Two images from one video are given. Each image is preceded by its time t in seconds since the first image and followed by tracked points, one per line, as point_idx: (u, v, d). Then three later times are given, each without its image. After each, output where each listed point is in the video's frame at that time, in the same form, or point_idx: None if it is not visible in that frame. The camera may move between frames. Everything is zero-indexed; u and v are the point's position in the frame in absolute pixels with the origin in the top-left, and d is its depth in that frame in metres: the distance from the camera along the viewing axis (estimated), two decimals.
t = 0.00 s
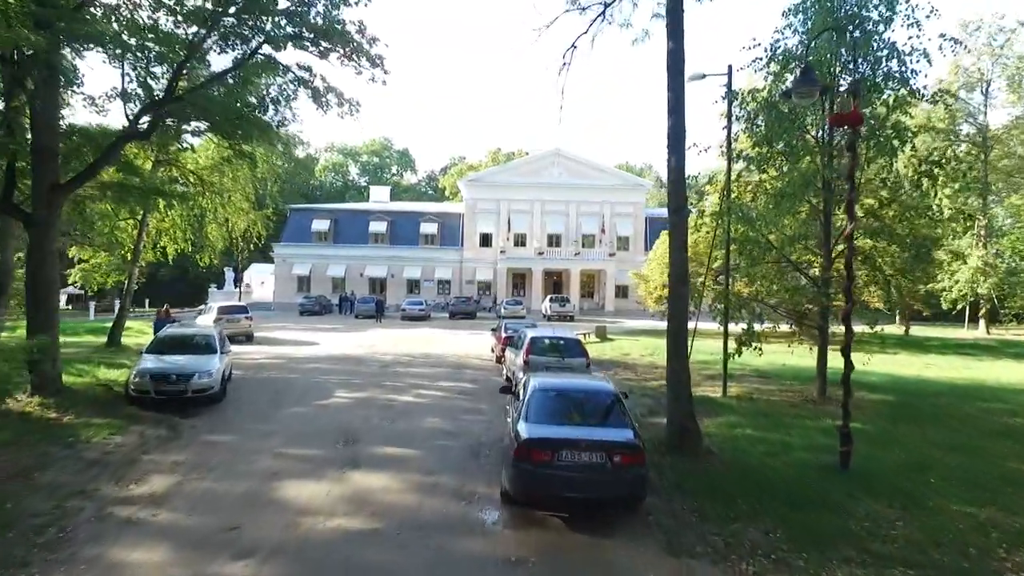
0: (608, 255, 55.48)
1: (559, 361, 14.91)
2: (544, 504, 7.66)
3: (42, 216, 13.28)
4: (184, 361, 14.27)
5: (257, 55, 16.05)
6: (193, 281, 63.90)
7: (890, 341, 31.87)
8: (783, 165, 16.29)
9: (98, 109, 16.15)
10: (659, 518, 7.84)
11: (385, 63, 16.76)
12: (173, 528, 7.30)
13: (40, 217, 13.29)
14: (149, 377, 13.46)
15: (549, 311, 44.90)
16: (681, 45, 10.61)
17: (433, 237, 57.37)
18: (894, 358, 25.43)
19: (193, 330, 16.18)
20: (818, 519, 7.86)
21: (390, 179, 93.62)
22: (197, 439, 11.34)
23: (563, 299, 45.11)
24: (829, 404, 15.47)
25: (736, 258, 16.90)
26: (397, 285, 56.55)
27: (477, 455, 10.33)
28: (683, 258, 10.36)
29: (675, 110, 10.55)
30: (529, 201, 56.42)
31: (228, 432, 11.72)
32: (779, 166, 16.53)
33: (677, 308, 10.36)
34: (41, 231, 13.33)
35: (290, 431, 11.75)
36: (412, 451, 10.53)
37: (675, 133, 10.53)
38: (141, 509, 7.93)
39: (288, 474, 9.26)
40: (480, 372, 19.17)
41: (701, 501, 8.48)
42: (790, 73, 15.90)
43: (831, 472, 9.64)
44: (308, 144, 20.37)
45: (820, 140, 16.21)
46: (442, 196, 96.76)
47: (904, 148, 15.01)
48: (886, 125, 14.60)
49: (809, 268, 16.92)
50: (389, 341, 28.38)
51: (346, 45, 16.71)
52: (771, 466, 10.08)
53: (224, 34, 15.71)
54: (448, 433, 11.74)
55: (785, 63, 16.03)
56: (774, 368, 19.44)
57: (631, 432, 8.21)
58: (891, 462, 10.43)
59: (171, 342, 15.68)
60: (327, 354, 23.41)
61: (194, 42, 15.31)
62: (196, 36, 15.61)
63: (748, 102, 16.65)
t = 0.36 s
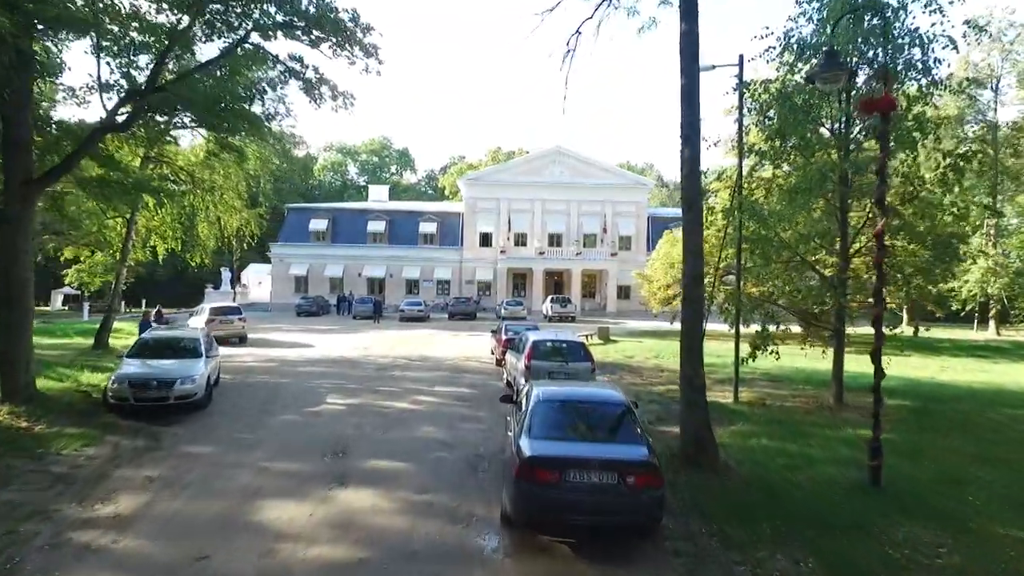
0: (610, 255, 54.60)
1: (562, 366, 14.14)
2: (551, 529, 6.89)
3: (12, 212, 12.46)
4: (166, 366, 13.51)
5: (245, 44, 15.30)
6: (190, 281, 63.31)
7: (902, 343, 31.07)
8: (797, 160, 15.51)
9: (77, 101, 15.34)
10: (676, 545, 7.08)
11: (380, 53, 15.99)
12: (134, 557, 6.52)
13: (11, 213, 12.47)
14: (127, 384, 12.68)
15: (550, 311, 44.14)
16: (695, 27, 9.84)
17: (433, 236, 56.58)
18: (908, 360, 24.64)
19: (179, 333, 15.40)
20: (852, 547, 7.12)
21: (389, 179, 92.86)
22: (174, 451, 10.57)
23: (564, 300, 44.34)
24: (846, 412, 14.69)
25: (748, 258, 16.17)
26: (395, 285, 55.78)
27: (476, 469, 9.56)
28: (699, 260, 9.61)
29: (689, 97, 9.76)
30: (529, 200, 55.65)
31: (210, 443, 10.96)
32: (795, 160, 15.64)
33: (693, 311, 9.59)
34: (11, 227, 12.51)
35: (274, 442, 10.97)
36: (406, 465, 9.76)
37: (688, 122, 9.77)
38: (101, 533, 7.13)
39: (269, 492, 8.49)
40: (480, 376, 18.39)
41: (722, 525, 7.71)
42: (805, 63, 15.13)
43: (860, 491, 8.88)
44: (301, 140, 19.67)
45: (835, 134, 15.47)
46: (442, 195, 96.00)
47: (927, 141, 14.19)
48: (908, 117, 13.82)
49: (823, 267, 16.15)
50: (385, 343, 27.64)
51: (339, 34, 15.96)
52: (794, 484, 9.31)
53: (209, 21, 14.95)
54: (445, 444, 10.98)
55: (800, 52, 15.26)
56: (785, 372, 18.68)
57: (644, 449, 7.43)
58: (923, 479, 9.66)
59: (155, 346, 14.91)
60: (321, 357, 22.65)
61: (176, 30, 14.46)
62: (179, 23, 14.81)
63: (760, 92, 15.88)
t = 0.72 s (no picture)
0: (612, 255, 53.77)
1: (566, 371, 13.38)
2: (557, 561, 6.15)
3: None
4: (148, 371, 12.78)
5: (232, 32, 14.56)
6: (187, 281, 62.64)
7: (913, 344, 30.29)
8: (812, 154, 14.78)
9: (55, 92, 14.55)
10: None
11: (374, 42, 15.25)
12: None
13: None
14: (103, 391, 11.94)
15: (551, 312, 43.40)
16: (710, 5, 9.07)
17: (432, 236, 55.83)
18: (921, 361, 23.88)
19: (163, 336, 14.67)
20: None
21: (388, 178, 92.08)
22: (149, 464, 9.83)
23: (565, 301, 43.61)
24: (865, 419, 13.93)
25: (761, 257, 15.43)
26: (394, 285, 55.06)
27: (474, 485, 8.80)
28: (717, 259, 8.86)
29: (705, 82, 9.01)
30: (529, 199, 54.90)
31: (188, 455, 10.21)
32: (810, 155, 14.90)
33: (711, 314, 8.82)
34: None
35: (258, 455, 10.23)
36: (398, 481, 9.00)
37: (704, 109, 9.01)
38: (53, 562, 6.39)
39: (247, 513, 7.73)
40: (479, 380, 17.65)
41: (746, 552, 6.97)
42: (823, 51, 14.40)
43: (893, 511, 8.15)
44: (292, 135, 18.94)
45: (852, 126, 14.69)
46: (442, 195, 95.30)
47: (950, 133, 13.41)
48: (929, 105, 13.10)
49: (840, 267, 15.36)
50: (382, 345, 26.90)
51: (330, 22, 15.21)
52: (820, 502, 8.57)
53: (192, 7, 14.18)
54: (441, 455, 10.23)
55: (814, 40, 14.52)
56: (797, 376, 17.94)
57: (659, 469, 6.70)
58: (959, 497, 8.92)
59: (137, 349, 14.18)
60: (316, 359, 21.92)
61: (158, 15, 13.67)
62: (163, 9, 14.07)
63: (773, 83, 15.17)
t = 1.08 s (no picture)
0: (613, 255, 52.76)
1: (569, 377, 12.63)
2: None
3: None
4: (126, 378, 12.04)
5: (217, 19, 13.92)
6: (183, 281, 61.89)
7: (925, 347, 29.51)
8: (826, 149, 14.08)
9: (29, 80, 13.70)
10: None
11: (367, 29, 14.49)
12: None
13: None
14: (76, 399, 11.18)
15: (551, 313, 42.67)
16: None
17: (431, 236, 55.06)
18: (935, 364, 23.15)
19: (145, 339, 13.92)
20: None
21: (387, 178, 91.35)
22: (119, 480, 9.07)
23: (566, 302, 42.86)
24: (884, 427, 13.17)
25: (774, 257, 14.69)
26: (392, 286, 54.34)
27: (471, 506, 8.04)
28: (737, 259, 8.11)
29: (722, 63, 8.23)
30: (530, 199, 54.14)
31: (162, 470, 9.45)
32: (824, 149, 14.16)
33: (729, 319, 8.08)
34: None
35: (238, 470, 9.48)
36: (389, 500, 8.25)
37: (722, 94, 8.23)
38: None
39: (218, 540, 6.96)
40: (478, 385, 16.92)
41: None
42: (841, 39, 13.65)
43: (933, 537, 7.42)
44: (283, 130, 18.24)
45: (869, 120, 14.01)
46: (442, 194, 94.56)
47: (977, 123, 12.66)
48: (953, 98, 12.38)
49: (856, 268, 14.60)
50: (379, 347, 26.16)
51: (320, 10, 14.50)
52: (851, 524, 7.83)
53: None
54: (435, 470, 9.50)
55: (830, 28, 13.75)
56: (809, 381, 17.21)
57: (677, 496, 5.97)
58: (1001, 519, 8.17)
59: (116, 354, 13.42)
60: (309, 363, 21.19)
61: None
62: None
63: (786, 73, 14.43)
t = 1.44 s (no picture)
0: (614, 255, 51.90)
1: (572, 385, 11.89)
2: None
3: None
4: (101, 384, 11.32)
5: (201, 7, 13.13)
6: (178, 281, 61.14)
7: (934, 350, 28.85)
8: (844, 143, 13.34)
9: None
10: None
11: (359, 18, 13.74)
12: None
13: None
14: (44, 408, 10.46)
15: (551, 314, 42.00)
16: None
17: (429, 236, 54.33)
18: (948, 367, 22.43)
19: (125, 343, 13.19)
20: None
21: (386, 178, 90.68)
22: (83, 499, 8.33)
23: (567, 303, 42.17)
24: (905, 437, 12.44)
25: (787, 257, 13.97)
26: (390, 286, 53.62)
27: (467, 531, 7.31)
28: (759, 259, 7.36)
29: (742, 42, 7.46)
30: (529, 199, 53.41)
31: (132, 487, 8.71)
32: (841, 143, 13.42)
33: (752, 326, 7.34)
34: None
35: (215, 487, 8.74)
36: (376, 523, 7.51)
37: (741, 77, 7.47)
38: None
39: (183, 572, 6.22)
40: (476, 391, 16.20)
41: None
42: (859, 27, 12.93)
43: (978, 565, 6.71)
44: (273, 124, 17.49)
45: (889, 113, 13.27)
46: (441, 194, 93.87)
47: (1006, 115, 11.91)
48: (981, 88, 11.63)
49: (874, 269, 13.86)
50: (375, 350, 25.44)
51: None
52: (884, 550, 7.10)
53: None
54: (428, 487, 8.77)
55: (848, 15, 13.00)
56: (821, 386, 16.51)
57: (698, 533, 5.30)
58: None
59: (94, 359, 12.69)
60: (302, 366, 20.50)
61: None
62: None
63: (800, 64, 13.72)
